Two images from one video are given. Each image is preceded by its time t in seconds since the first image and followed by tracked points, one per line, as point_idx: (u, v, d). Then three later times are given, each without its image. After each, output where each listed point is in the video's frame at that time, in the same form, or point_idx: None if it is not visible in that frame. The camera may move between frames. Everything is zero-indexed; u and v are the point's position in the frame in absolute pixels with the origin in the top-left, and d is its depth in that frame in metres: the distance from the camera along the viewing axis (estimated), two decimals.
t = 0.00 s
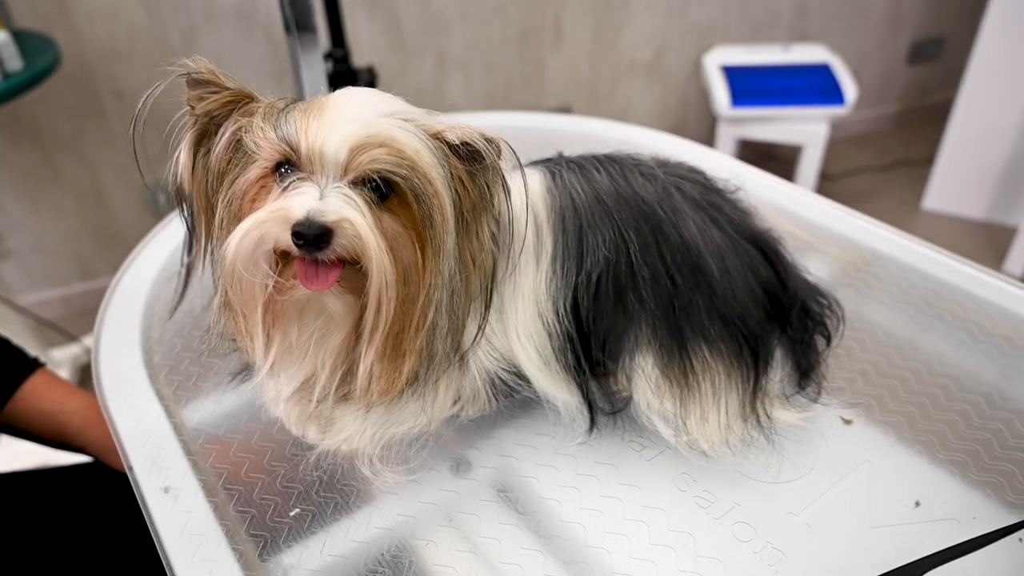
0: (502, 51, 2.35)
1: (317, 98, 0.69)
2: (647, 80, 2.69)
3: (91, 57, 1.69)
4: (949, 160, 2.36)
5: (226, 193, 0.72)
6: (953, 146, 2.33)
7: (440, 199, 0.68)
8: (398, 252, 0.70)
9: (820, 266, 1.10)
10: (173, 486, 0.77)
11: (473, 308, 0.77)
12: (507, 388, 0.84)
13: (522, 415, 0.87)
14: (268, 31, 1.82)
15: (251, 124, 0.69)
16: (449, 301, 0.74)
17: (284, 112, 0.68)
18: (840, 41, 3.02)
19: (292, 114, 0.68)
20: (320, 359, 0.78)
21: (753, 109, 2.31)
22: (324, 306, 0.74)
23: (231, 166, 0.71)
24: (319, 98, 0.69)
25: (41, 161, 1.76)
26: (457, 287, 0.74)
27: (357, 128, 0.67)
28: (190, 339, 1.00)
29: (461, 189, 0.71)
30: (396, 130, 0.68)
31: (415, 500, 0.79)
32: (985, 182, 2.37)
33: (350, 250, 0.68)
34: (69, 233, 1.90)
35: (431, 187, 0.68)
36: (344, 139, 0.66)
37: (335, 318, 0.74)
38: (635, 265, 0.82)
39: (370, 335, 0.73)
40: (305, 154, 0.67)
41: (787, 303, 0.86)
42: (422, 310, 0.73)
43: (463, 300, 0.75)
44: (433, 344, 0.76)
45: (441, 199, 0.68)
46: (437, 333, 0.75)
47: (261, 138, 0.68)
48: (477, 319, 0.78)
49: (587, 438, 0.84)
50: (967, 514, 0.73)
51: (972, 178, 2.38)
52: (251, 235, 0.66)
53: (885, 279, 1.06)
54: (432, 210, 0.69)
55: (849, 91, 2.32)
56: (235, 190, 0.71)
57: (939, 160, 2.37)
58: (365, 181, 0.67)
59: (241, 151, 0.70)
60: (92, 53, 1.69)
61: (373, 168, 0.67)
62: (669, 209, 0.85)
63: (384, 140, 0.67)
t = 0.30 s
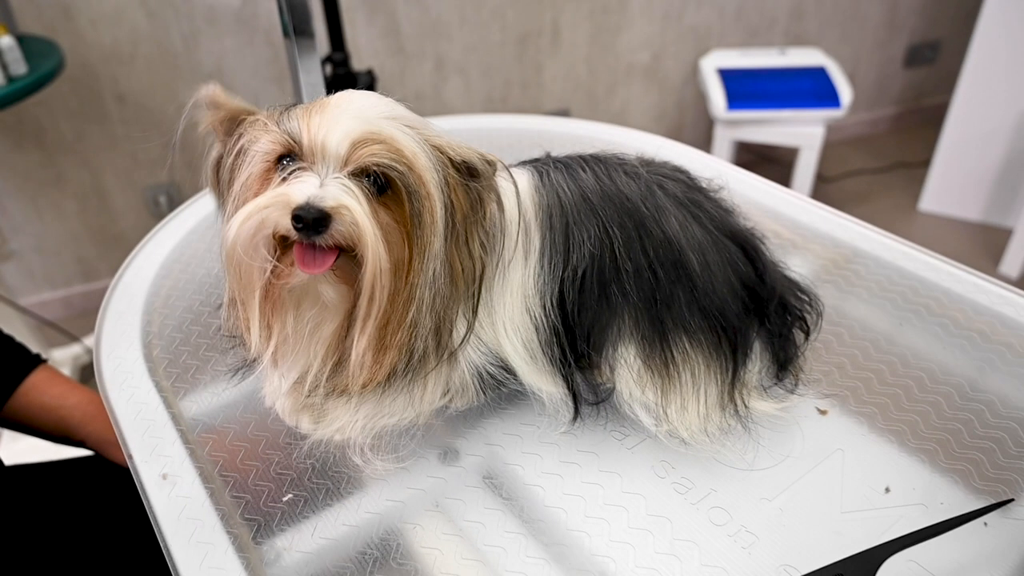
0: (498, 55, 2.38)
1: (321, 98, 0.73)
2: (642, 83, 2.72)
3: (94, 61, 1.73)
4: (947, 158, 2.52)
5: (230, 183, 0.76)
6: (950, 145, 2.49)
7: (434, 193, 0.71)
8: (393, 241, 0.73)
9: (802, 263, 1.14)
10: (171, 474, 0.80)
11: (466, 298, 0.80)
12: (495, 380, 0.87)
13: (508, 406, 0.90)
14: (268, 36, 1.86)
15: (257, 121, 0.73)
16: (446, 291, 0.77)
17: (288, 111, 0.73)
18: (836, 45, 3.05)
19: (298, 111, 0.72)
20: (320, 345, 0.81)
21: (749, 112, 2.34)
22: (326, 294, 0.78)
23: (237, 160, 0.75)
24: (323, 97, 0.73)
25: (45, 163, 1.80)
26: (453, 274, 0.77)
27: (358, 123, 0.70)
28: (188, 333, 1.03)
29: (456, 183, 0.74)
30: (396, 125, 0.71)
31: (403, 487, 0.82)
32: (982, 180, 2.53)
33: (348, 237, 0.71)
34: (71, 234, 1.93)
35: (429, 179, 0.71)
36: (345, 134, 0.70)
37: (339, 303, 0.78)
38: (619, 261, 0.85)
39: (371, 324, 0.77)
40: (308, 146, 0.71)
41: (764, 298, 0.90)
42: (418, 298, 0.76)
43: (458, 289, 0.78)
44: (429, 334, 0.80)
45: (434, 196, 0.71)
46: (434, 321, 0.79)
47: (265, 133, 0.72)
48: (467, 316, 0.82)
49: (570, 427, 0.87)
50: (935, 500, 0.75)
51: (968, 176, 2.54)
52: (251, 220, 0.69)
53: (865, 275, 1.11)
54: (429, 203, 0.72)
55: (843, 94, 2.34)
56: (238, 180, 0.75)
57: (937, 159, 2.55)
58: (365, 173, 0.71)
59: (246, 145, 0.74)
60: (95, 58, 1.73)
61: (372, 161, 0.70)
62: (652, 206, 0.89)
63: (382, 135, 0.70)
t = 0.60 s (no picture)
0: (493, 60, 2.41)
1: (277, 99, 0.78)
2: (636, 87, 2.76)
3: (93, 65, 1.76)
4: (941, 160, 2.56)
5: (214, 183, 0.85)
6: (944, 147, 2.53)
7: (321, 209, 0.63)
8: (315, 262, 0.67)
9: (784, 260, 1.17)
10: (167, 458, 0.83)
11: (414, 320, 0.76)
12: (480, 376, 0.90)
13: (494, 396, 0.93)
14: (265, 40, 1.90)
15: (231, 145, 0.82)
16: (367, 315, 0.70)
17: (242, 125, 0.79)
18: (829, 50, 3.09)
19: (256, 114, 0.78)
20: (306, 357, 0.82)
21: (742, 115, 2.37)
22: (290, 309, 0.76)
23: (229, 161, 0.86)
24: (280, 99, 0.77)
25: (45, 164, 1.83)
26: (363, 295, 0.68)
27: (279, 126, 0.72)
28: (186, 326, 1.06)
29: (355, 179, 0.63)
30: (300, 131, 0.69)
31: (391, 472, 0.85)
32: (974, 182, 2.56)
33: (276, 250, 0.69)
34: (72, 236, 1.96)
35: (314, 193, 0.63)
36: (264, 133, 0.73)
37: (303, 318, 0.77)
38: (604, 254, 0.89)
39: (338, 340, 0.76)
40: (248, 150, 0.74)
41: (744, 291, 0.93)
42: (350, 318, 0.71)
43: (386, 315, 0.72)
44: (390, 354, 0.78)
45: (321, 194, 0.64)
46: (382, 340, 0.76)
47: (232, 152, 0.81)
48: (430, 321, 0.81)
49: (555, 416, 0.91)
50: (904, 484, 0.78)
51: (961, 178, 2.58)
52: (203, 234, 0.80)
53: (844, 271, 1.14)
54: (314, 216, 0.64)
55: (836, 97, 2.38)
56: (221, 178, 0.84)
57: (932, 159, 2.58)
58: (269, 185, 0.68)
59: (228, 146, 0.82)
60: (94, 62, 1.76)
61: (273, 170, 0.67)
62: (637, 201, 0.92)
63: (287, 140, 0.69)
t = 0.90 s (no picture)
0: (491, 63, 2.45)
1: (262, 92, 0.83)
2: (633, 90, 2.79)
3: (96, 66, 1.80)
4: (935, 163, 2.60)
5: (217, 180, 0.90)
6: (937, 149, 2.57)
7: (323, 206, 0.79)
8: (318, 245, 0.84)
9: (767, 256, 1.20)
10: (164, 443, 0.85)
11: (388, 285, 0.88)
12: (464, 356, 0.95)
13: (480, 382, 0.97)
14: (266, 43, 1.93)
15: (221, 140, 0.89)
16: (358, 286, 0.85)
17: (229, 117, 0.86)
18: (825, 53, 3.12)
19: (244, 111, 0.83)
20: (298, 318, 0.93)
21: (737, 117, 2.40)
22: (298, 284, 0.89)
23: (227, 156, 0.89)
24: (265, 92, 0.83)
25: (48, 164, 1.86)
26: (354, 268, 0.83)
27: (269, 124, 0.80)
28: (184, 319, 1.09)
29: (348, 176, 0.77)
30: (292, 128, 0.79)
31: (380, 455, 0.88)
32: (967, 185, 2.59)
33: (286, 237, 0.84)
34: (74, 236, 2.00)
35: (320, 191, 0.79)
36: (256, 133, 0.80)
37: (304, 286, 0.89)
38: (587, 245, 0.92)
39: (323, 298, 0.88)
40: (245, 148, 0.82)
41: (723, 282, 0.96)
42: (338, 290, 0.85)
43: (374, 287, 0.87)
44: (368, 305, 0.89)
45: (317, 188, 0.79)
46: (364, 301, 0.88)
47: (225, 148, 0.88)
48: (401, 291, 0.90)
49: (538, 401, 0.94)
50: (872, 467, 0.81)
51: (954, 180, 2.61)
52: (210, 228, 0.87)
53: (827, 265, 1.17)
54: (319, 209, 0.80)
55: (832, 101, 2.41)
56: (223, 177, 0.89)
57: (925, 164, 2.62)
58: (272, 182, 0.81)
59: (223, 143, 0.87)
60: (97, 63, 1.80)
61: (273, 170, 0.80)
62: (619, 195, 0.96)
63: (279, 139, 0.79)
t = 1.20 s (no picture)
0: (488, 66, 2.49)
1: (258, 80, 0.87)
2: (629, 92, 2.83)
3: (99, 68, 1.84)
4: (930, 167, 2.64)
5: (216, 169, 0.93)
6: (931, 151, 2.60)
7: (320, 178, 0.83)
8: (318, 227, 0.88)
9: (750, 249, 1.24)
10: (161, 426, 0.89)
11: (383, 269, 0.91)
12: (451, 344, 0.98)
13: (466, 369, 1.01)
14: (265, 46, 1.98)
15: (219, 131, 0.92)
16: (355, 268, 0.89)
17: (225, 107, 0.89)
18: (822, 55, 3.16)
19: (241, 99, 0.86)
20: (292, 303, 0.95)
21: (733, 119, 2.44)
22: (298, 267, 0.92)
23: (224, 145, 0.92)
24: (260, 80, 0.87)
25: (52, 164, 1.90)
26: (352, 249, 0.87)
27: (267, 108, 0.83)
28: (182, 308, 1.12)
29: (344, 151, 0.82)
30: (291, 110, 0.82)
31: (369, 437, 0.91)
32: (959, 187, 2.63)
33: (287, 220, 0.87)
34: (77, 235, 2.04)
35: (320, 170, 0.83)
36: (255, 117, 0.84)
37: (302, 270, 0.91)
38: (570, 238, 0.95)
39: (321, 281, 0.91)
40: (244, 133, 0.85)
41: (703, 272, 1.00)
42: (336, 272, 0.89)
43: (370, 269, 0.90)
44: (364, 285, 0.91)
45: (314, 167, 0.83)
46: (361, 282, 0.91)
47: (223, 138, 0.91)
48: (392, 275, 0.93)
49: (522, 387, 0.97)
50: (840, 448, 0.84)
51: (948, 181, 2.64)
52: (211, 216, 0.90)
53: (807, 258, 1.21)
54: (319, 189, 0.84)
55: (828, 103, 2.45)
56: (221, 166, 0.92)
57: (920, 167, 2.66)
58: (273, 164, 0.84)
59: (221, 131, 0.90)
60: (100, 64, 1.84)
61: (274, 152, 0.83)
62: (603, 189, 0.99)
63: (277, 122, 0.82)
